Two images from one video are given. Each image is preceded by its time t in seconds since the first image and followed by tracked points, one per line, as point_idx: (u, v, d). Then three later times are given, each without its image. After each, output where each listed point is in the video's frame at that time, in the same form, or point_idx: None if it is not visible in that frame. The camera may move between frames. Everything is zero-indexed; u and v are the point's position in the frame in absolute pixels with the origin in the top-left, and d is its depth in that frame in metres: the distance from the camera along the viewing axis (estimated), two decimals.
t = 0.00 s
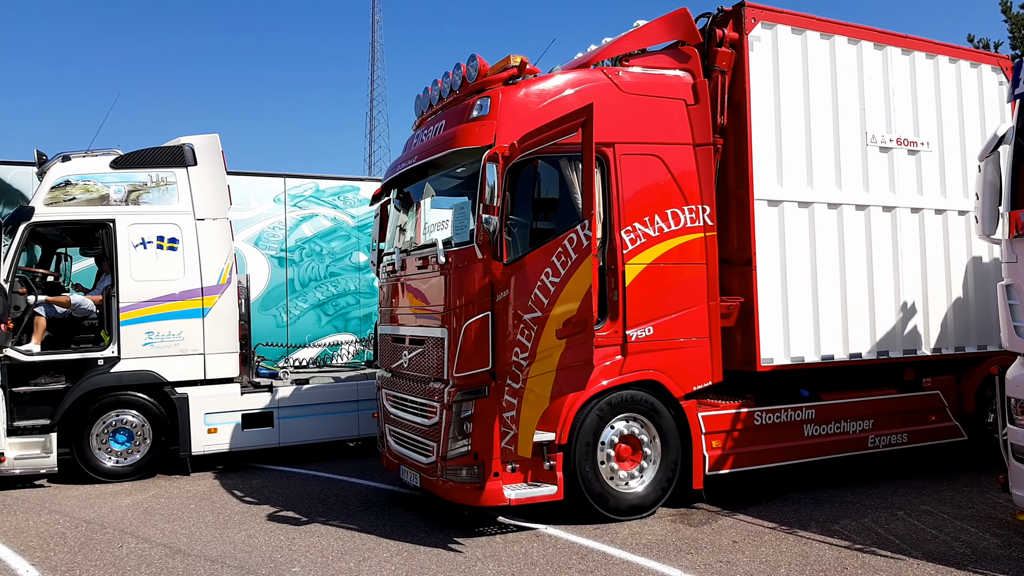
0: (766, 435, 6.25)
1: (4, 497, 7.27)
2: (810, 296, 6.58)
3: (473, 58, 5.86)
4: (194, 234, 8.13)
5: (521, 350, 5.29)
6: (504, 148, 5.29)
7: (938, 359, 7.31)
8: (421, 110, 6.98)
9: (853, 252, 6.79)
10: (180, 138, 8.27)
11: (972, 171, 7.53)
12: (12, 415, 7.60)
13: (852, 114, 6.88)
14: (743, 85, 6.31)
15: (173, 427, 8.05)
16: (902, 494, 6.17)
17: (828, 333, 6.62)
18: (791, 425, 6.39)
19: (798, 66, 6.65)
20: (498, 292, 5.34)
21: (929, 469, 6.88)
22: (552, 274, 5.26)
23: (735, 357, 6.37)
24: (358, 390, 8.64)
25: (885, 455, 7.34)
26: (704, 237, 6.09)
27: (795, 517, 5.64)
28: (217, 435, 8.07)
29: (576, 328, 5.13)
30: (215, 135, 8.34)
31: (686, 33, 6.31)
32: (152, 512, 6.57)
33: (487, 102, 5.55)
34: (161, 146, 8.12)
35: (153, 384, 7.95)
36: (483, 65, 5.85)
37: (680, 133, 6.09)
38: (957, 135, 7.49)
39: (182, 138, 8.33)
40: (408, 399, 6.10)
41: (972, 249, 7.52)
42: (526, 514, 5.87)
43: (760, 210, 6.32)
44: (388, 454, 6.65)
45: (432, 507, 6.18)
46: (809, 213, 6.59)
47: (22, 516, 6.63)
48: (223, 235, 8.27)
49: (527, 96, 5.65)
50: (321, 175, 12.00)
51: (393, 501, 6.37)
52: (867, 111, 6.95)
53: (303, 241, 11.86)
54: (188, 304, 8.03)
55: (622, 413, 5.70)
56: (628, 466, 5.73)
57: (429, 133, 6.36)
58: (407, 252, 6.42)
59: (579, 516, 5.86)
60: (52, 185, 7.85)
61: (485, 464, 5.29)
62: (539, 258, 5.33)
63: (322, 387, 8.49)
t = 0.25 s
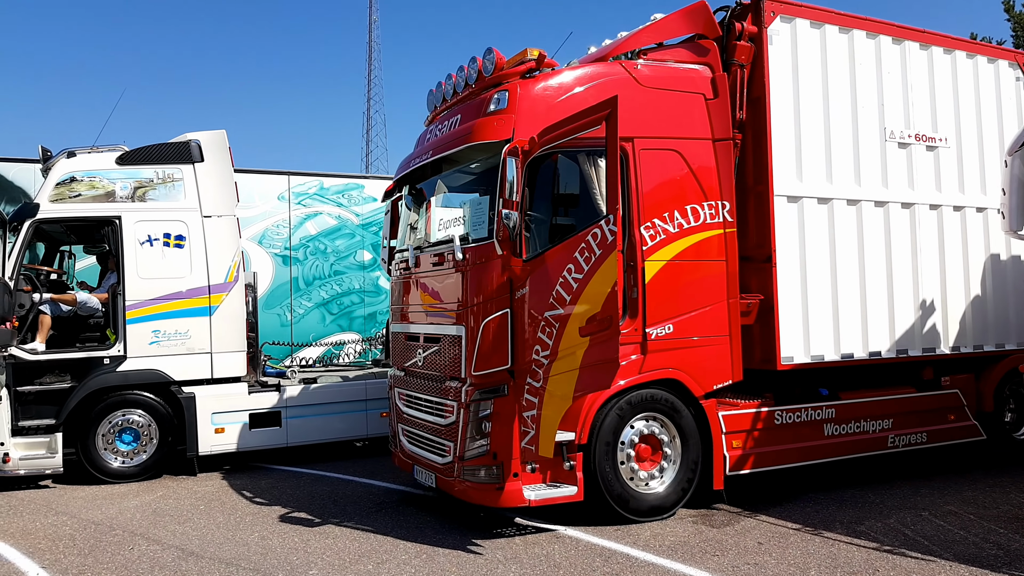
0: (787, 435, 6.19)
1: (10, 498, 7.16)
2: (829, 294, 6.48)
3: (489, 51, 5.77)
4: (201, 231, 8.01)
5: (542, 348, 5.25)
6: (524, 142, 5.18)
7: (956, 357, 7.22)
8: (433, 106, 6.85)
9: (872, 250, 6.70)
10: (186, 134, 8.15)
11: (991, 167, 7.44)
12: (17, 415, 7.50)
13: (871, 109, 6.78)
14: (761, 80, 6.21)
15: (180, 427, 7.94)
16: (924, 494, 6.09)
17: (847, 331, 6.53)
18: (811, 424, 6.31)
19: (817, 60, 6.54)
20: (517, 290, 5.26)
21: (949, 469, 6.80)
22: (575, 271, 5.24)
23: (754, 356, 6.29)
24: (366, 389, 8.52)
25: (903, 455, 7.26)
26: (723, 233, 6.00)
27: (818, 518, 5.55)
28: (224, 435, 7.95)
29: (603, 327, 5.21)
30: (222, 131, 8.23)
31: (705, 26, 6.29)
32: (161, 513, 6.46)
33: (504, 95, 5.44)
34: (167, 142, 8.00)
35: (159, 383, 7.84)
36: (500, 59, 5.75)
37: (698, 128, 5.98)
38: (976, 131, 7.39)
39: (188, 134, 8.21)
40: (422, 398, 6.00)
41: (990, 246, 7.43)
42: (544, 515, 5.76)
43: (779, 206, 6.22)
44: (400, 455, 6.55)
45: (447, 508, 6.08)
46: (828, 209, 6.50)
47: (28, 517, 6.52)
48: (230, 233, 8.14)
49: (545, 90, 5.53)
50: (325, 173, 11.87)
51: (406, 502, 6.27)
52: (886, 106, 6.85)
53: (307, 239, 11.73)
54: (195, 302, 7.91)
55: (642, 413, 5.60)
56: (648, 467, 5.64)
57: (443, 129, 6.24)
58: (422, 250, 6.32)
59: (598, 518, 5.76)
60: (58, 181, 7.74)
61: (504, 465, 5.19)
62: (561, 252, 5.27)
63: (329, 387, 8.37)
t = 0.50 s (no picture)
0: (809, 438, 6.08)
1: (18, 500, 7.06)
2: (852, 294, 6.39)
3: (510, 47, 5.67)
4: (211, 229, 7.90)
5: (567, 350, 5.18)
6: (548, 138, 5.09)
7: (978, 359, 7.13)
8: (449, 104, 6.75)
9: (895, 249, 6.61)
10: (196, 131, 8.03)
11: (1011, 166, 7.35)
12: (25, 415, 7.39)
13: (893, 107, 6.69)
14: (784, 77, 6.12)
15: (190, 428, 7.84)
16: (949, 497, 6.01)
17: (870, 332, 6.45)
18: (835, 426, 6.22)
19: (839, 57, 6.45)
20: (540, 289, 5.15)
21: (971, 472, 6.72)
22: (602, 270, 5.18)
23: (775, 357, 6.16)
24: (377, 390, 8.43)
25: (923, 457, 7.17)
26: (747, 232, 5.91)
27: (845, 522, 5.48)
28: (234, 437, 7.84)
29: (633, 328, 5.16)
30: (232, 128, 8.12)
31: (728, 23, 6.24)
32: (173, 516, 6.36)
33: (527, 91, 5.35)
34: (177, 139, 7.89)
35: (169, 383, 7.73)
36: (521, 55, 5.65)
37: (721, 126, 5.89)
38: (997, 130, 7.30)
39: (198, 131, 8.10)
40: (439, 399, 5.91)
41: (1011, 246, 7.34)
42: (565, 519, 5.68)
43: (803, 205, 6.14)
44: (416, 457, 6.45)
45: (465, 511, 5.99)
46: (851, 208, 6.42)
47: (38, 520, 6.42)
48: (240, 231, 8.02)
49: (568, 86, 5.42)
50: (331, 172, 11.74)
51: (423, 505, 6.18)
52: (908, 104, 6.76)
53: (313, 238, 11.60)
54: (205, 301, 7.81)
55: (666, 415, 5.50)
56: (672, 470, 5.55)
57: (460, 126, 6.13)
58: (440, 249, 6.20)
59: (620, 521, 5.67)
60: (66, 177, 7.62)
61: (527, 467, 5.09)
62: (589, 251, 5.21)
63: (339, 387, 8.26)
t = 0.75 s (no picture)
0: (834, 439, 5.99)
1: (27, 504, 6.95)
2: (875, 294, 6.31)
3: (532, 42, 5.57)
4: (221, 229, 7.79)
5: (595, 351, 5.11)
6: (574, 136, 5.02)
7: (1000, 359, 7.04)
8: (465, 103, 6.64)
9: (918, 249, 6.53)
10: (205, 129, 7.93)
11: None
12: (33, 417, 7.28)
13: (915, 104, 6.60)
14: (808, 73, 6.03)
15: (200, 430, 7.72)
16: (976, 500, 5.93)
17: (894, 332, 6.37)
18: (860, 428, 6.14)
19: (862, 54, 6.37)
20: (565, 289, 5.05)
21: (994, 474, 6.64)
22: (631, 269, 5.16)
23: (798, 358, 6.06)
24: (388, 391, 8.31)
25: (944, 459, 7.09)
26: (771, 231, 5.84)
27: (873, 526, 5.41)
28: (245, 438, 7.73)
29: (665, 328, 5.20)
30: (242, 127, 8.01)
31: (752, 19, 6.15)
32: (187, 520, 6.27)
33: (550, 87, 5.23)
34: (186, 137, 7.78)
35: (179, 385, 7.62)
36: (542, 50, 5.55)
37: (745, 123, 5.80)
38: (1018, 128, 7.21)
39: (208, 130, 7.98)
40: (459, 401, 5.82)
41: None
42: (589, 522, 5.60)
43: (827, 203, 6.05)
44: (433, 460, 6.36)
45: (485, 515, 5.90)
46: (875, 206, 6.33)
47: (49, 524, 6.32)
48: (251, 231, 7.91)
49: (592, 82, 5.31)
50: (337, 171, 11.56)
51: (441, 508, 6.08)
52: (930, 102, 6.67)
53: (320, 238, 11.42)
54: (215, 301, 7.70)
55: (690, 417, 5.40)
56: (697, 472, 5.45)
57: (479, 124, 6.02)
58: (458, 248, 6.06)
59: (644, 524, 5.59)
60: (74, 177, 7.50)
61: (552, 471, 5.00)
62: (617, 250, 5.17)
63: (351, 388, 8.16)
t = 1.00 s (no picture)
0: (860, 440, 5.93)
1: (36, 506, 6.84)
2: (899, 292, 6.22)
3: (555, 35, 5.47)
4: (231, 227, 7.68)
5: (623, 350, 4.99)
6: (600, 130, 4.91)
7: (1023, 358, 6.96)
8: (482, 99, 6.51)
9: (942, 247, 6.44)
10: (215, 125, 7.81)
11: None
12: (41, 418, 7.16)
13: (939, 100, 6.50)
14: (833, 68, 5.94)
15: (211, 430, 7.61)
16: (1003, 501, 5.85)
17: (918, 332, 6.28)
18: (883, 429, 6.06)
19: (886, 49, 6.27)
20: (591, 287, 4.94)
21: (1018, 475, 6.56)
22: (662, 267, 5.04)
23: (823, 357, 6.00)
24: (398, 391, 8.19)
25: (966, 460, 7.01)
26: (797, 228, 5.75)
27: (902, 527, 5.33)
28: (256, 439, 7.63)
29: (697, 327, 5.08)
30: (252, 123, 7.89)
31: (778, 14, 6.03)
32: (201, 522, 6.16)
33: (574, 81, 5.14)
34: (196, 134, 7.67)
35: (188, 385, 7.51)
36: (565, 44, 5.45)
37: (770, 118, 5.71)
38: None
39: (217, 126, 7.88)
40: (479, 401, 5.72)
41: None
42: (612, 525, 5.50)
43: (852, 200, 5.96)
44: (451, 461, 6.26)
45: (505, 517, 5.81)
46: (899, 203, 6.24)
47: (60, 527, 6.21)
48: (262, 228, 7.81)
49: (617, 75, 5.21)
50: (344, 169, 11.39)
51: (459, 510, 5.99)
52: (953, 98, 6.57)
53: (327, 237, 11.26)
54: (226, 300, 7.59)
55: (717, 418, 5.32)
56: (723, 474, 5.36)
57: (499, 119, 5.89)
58: (477, 246, 5.94)
59: (669, 527, 5.49)
60: (83, 173, 7.42)
61: (579, 472, 4.88)
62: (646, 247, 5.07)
63: (362, 388, 8.05)
